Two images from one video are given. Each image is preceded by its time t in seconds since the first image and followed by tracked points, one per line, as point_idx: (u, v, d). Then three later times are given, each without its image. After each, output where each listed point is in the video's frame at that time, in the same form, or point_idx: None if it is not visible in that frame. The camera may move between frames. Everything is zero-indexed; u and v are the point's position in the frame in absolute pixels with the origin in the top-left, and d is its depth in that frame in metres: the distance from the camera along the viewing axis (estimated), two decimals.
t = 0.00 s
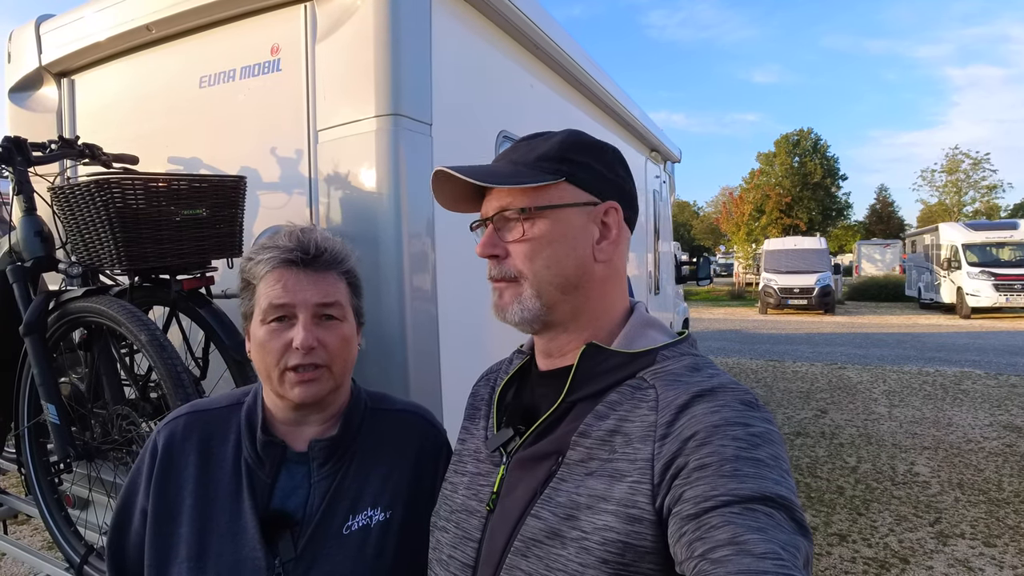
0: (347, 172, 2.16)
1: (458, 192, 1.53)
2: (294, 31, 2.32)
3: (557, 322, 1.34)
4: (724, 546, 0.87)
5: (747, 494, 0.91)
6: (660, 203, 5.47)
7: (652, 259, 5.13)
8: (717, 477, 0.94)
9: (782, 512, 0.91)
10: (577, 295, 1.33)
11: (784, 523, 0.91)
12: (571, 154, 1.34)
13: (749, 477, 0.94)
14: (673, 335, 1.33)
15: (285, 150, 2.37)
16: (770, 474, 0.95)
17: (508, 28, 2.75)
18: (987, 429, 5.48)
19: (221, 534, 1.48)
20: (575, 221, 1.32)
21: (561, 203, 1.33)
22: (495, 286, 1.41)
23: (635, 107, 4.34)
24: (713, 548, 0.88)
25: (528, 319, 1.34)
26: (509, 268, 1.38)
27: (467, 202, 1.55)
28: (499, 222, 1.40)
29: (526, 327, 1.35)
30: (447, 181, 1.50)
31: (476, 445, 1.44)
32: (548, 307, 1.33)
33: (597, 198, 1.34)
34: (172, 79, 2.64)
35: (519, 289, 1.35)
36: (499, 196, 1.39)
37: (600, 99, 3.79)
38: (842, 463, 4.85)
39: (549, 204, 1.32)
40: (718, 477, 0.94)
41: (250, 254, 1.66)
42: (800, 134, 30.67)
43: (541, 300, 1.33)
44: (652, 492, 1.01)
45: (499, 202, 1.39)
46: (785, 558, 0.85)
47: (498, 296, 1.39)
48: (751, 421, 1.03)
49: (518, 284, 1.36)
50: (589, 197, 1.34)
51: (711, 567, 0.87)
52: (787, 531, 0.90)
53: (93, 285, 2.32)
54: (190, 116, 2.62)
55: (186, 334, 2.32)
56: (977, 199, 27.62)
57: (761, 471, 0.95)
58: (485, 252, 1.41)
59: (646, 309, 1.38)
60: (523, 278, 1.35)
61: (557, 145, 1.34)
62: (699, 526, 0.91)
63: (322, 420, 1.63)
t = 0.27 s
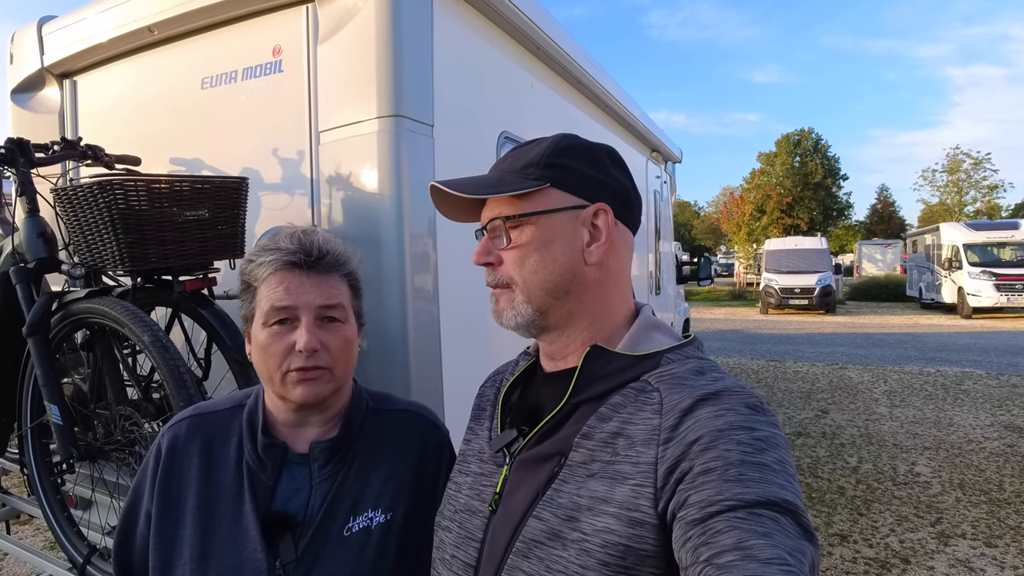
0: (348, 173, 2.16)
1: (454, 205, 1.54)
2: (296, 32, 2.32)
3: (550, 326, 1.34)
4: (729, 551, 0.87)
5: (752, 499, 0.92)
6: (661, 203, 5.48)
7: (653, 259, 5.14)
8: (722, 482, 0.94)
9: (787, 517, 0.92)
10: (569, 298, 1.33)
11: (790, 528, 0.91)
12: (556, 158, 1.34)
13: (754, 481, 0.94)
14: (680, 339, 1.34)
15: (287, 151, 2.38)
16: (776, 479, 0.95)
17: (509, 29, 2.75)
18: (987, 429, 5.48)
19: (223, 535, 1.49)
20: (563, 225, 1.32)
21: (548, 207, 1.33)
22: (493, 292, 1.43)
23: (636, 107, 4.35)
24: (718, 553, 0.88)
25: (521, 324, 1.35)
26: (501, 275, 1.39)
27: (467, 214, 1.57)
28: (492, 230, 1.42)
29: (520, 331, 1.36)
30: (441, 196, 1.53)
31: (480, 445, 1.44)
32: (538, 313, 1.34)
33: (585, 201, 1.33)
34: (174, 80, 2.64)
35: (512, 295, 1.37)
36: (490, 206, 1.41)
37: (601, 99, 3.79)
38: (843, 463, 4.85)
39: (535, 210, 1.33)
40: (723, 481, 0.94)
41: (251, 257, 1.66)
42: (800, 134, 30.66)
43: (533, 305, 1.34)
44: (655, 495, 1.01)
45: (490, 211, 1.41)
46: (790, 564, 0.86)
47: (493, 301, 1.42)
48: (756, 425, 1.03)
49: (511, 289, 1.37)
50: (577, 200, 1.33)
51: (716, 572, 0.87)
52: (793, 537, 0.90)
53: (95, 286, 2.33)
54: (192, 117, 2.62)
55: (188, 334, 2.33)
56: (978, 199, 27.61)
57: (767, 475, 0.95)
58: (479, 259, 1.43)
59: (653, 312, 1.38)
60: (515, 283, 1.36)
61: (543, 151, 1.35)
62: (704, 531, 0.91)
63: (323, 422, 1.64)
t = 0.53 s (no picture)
0: (350, 173, 2.17)
1: (460, 205, 1.55)
2: (298, 33, 2.32)
3: (562, 327, 1.35)
4: (733, 553, 0.88)
5: (756, 502, 0.92)
6: (662, 203, 5.48)
7: (654, 259, 5.13)
8: (726, 484, 0.95)
9: (791, 519, 0.92)
10: (584, 299, 1.33)
11: (794, 531, 0.91)
12: (570, 159, 1.34)
13: (759, 483, 0.94)
14: (684, 341, 1.33)
15: (289, 152, 2.38)
16: (780, 481, 0.95)
17: (510, 29, 2.76)
18: (989, 429, 5.48)
19: (221, 538, 1.49)
20: (580, 226, 1.33)
21: (563, 209, 1.33)
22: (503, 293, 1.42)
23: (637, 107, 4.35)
24: (722, 555, 0.89)
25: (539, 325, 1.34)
26: (514, 276, 1.39)
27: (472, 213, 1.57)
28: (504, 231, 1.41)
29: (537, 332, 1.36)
30: (448, 195, 1.53)
31: (484, 445, 1.45)
32: (551, 314, 1.34)
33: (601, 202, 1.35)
34: (176, 80, 2.65)
35: (526, 295, 1.37)
36: (501, 207, 1.41)
37: (602, 100, 3.79)
38: (844, 463, 4.85)
39: (551, 211, 1.33)
40: (727, 483, 0.95)
41: (249, 257, 1.64)
42: (801, 134, 30.65)
43: (548, 306, 1.34)
44: (658, 497, 1.01)
45: (501, 212, 1.41)
46: (794, 566, 0.86)
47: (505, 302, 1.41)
48: (761, 427, 1.03)
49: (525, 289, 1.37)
50: (592, 201, 1.34)
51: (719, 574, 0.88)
52: (797, 539, 0.90)
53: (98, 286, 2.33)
54: (194, 117, 2.62)
55: (191, 334, 2.33)
56: (979, 199, 27.58)
57: (771, 478, 0.95)
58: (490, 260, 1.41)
59: (657, 313, 1.38)
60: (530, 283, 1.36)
61: (556, 151, 1.35)
62: (708, 532, 0.92)
63: (321, 420, 1.65)
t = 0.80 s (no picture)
0: (352, 172, 2.17)
1: (467, 197, 1.54)
2: (299, 33, 2.33)
3: (571, 323, 1.35)
4: (733, 550, 0.88)
5: (756, 498, 0.92)
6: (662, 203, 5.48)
7: (655, 259, 5.14)
8: (727, 480, 0.95)
9: (791, 516, 0.92)
10: (591, 296, 1.34)
11: (794, 527, 0.92)
12: (584, 156, 1.34)
13: (758, 480, 0.95)
14: (684, 338, 1.34)
15: (290, 151, 2.39)
16: (780, 478, 0.96)
17: (511, 29, 2.76)
18: (990, 429, 5.47)
19: (221, 538, 1.50)
20: (592, 223, 1.33)
21: (577, 205, 1.33)
22: (509, 287, 1.42)
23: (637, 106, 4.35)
24: (721, 551, 0.89)
25: (547, 320, 1.35)
26: (524, 270, 1.39)
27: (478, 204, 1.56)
28: (515, 225, 1.40)
29: (544, 327, 1.36)
30: (456, 185, 1.52)
31: (483, 442, 1.45)
32: (561, 309, 1.34)
33: (613, 200, 1.35)
34: (178, 80, 2.65)
35: (534, 291, 1.37)
36: (513, 200, 1.40)
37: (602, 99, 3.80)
38: (845, 463, 4.85)
39: (566, 207, 1.33)
40: (727, 480, 0.95)
41: (240, 255, 1.64)
42: (802, 134, 30.64)
43: (556, 302, 1.34)
44: (658, 493, 1.02)
45: (514, 205, 1.39)
46: (794, 563, 0.87)
47: (511, 294, 1.41)
48: (760, 424, 1.03)
49: (533, 285, 1.37)
50: (605, 198, 1.35)
51: (719, 570, 0.88)
52: (797, 536, 0.91)
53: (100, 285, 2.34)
54: (195, 116, 2.63)
55: (193, 334, 2.35)
56: (981, 198, 27.55)
57: (771, 474, 0.96)
58: (499, 253, 1.41)
59: (658, 310, 1.39)
60: (538, 279, 1.36)
61: (572, 146, 1.34)
62: (707, 529, 0.92)
63: (316, 416, 1.67)
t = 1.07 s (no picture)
0: (352, 172, 2.18)
1: (469, 191, 1.54)
2: (299, 33, 2.33)
3: (571, 322, 1.36)
4: (730, 547, 0.89)
5: (753, 496, 0.93)
6: (663, 202, 5.48)
7: (655, 259, 5.14)
8: (723, 478, 0.95)
9: (788, 514, 0.93)
10: (593, 295, 1.35)
11: (790, 525, 0.92)
12: (590, 155, 1.35)
13: (755, 478, 0.95)
14: (681, 336, 1.34)
15: (290, 150, 2.39)
16: (776, 476, 0.96)
17: (510, 29, 2.76)
18: (990, 428, 5.47)
19: (221, 536, 1.50)
20: (596, 222, 1.34)
21: (582, 203, 1.34)
22: (510, 284, 1.42)
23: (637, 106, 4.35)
24: (718, 549, 0.89)
25: (550, 318, 1.35)
26: (527, 267, 1.38)
27: (478, 198, 1.56)
28: (518, 222, 1.40)
29: (545, 326, 1.36)
30: (459, 179, 1.51)
31: (480, 441, 1.46)
32: (564, 308, 1.35)
33: (616, 200, 1.36)
34: (178, 80, 2.66)
35: (537, 289, 1.36)
36: (518, 197, 1.39)
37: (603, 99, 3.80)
38: (845, 462, 4.85)
39: (572, 205, 1.33)
40: (724, 478, 0.95)
41: (232, 255, 1.64)
42: (803, 134, 30.62)
43: (559, 300, 1.34)
44: (655, 492, 1.02)
45: (519, 202, 1.39)
46: (791, 560, 0.87)
47: (512, 291, 1.41)
48: (757, 422, 1.04)
49: (535, 283, 1.37)
50: (609, 198, 1.35)
51: (716, 568, 0.88)
52: (793, 533, 0.91)
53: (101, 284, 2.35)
54: (196, 116, 2.63)
55: (193, 333, 2.35)
56: (982, 198, 27.53)
57: (767, 472, 0.96)
58: (503, 251, 1.41)
59: (655, 309, 1.39)
60: (541, 276, 1.36)
61: (578, 144, 1.34)
62: (704, 527, 0.92)
63: (311, 414, 1.67)
